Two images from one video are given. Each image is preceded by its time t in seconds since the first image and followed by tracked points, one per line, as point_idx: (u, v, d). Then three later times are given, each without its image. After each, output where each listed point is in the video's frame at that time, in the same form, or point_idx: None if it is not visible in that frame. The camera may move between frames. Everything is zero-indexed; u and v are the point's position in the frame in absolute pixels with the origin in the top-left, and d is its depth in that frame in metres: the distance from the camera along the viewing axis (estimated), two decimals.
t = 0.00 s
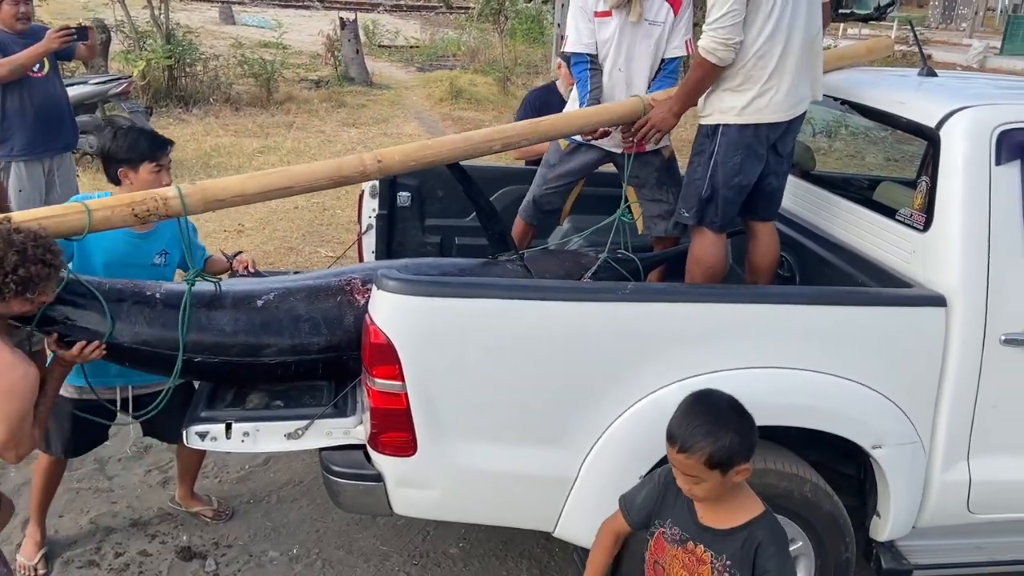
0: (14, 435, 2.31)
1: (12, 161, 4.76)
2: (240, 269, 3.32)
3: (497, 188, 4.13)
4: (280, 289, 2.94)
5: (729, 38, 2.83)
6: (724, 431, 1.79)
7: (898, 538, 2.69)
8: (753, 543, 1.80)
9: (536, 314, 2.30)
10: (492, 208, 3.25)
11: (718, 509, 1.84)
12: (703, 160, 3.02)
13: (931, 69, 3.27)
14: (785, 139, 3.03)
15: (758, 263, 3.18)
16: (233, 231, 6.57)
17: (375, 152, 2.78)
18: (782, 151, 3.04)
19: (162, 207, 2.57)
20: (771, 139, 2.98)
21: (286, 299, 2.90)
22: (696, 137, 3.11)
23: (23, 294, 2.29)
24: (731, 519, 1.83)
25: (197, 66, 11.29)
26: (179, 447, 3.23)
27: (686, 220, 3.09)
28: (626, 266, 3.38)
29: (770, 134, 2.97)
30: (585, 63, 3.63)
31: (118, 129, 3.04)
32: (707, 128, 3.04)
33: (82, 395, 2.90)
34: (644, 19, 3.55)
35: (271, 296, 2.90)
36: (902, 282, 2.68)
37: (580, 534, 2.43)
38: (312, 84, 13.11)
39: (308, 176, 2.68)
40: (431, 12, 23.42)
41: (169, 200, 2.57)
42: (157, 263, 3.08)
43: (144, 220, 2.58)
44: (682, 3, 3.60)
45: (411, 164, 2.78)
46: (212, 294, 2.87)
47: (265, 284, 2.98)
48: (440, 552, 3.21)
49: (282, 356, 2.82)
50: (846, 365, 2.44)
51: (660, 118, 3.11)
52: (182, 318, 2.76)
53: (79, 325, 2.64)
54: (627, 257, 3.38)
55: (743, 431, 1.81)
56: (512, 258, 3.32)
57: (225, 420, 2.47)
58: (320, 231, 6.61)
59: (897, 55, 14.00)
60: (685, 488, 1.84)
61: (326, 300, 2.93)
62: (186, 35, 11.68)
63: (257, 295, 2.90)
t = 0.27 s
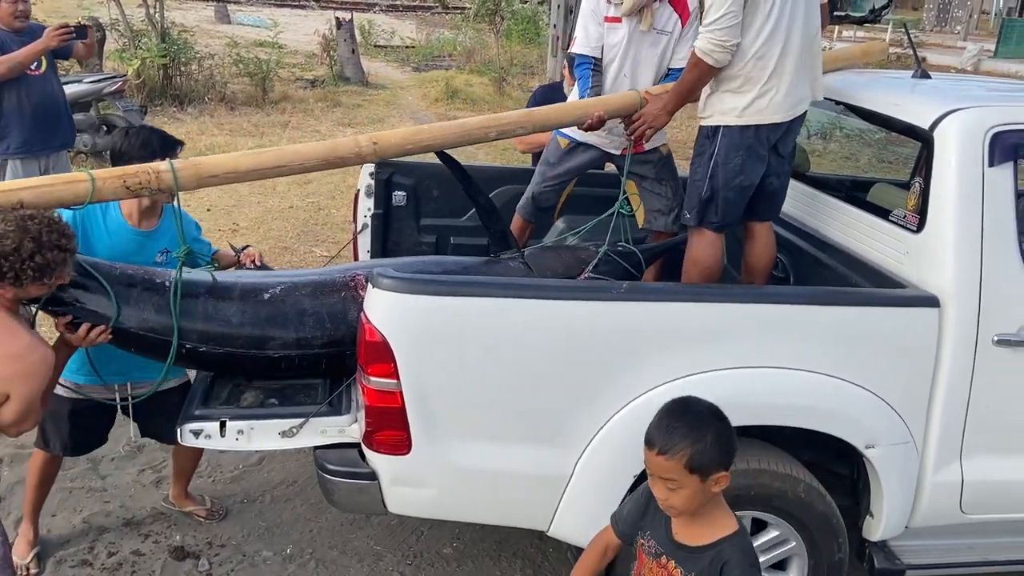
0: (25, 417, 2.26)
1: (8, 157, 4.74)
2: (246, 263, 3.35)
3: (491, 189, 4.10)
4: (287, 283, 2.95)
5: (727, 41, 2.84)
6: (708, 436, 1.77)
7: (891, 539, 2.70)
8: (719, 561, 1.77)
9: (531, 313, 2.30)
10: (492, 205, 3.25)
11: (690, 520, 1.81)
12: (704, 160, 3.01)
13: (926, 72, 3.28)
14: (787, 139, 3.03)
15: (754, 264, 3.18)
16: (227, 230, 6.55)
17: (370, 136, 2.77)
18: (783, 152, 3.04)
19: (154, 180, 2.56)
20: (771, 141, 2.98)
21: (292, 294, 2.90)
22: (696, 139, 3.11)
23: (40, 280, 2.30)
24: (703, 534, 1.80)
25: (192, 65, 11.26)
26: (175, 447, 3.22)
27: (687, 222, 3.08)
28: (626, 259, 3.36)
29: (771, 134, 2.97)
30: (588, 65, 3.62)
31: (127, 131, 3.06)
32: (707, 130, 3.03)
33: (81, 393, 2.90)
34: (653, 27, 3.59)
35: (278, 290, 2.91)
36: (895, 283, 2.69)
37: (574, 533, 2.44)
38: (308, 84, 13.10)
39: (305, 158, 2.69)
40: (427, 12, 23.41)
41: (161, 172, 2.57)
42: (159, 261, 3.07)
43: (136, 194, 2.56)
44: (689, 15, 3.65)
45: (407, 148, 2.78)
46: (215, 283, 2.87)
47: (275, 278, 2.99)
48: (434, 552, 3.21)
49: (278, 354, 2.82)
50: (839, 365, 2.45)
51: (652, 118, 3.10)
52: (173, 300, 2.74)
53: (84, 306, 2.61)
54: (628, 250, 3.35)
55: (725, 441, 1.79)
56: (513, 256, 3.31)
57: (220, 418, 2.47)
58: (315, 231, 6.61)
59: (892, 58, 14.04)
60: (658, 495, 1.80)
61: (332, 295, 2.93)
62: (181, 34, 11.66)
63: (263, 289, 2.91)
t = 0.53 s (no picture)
0: (23, 407, 2.36)
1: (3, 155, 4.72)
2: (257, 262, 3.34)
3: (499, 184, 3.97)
4: (307, 279, 3.00)
5: (731, 41, 2.84)
6: (716, 461, 1.76)
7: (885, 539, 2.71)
8: None
9: (527, 312, 2.30)
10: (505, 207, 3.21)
11: (677, 549, 1.78)
12: (710, 160, 3.01)
13: (920, 74, 3.29)
14: (794, 140, 3.05)
15: (753, 266, 3.18)
16: (222, 229, 6.54)
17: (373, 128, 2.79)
18: (789, 154, 3.05)
19: (160, 169, 2.58)
20: (780, 142, 2.98)
21: (313, 290, 2.96)
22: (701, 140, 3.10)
23: (59, 264, 2.30)
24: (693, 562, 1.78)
25: (187, 63, 11.24)
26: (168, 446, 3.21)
27: (688, 221, 3.05)
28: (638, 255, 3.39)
29: (777, 135, 2.97)
30: (584, 67, 3.66)
31: (126, 126, 3.06)
32: (713, 129, 3.03)
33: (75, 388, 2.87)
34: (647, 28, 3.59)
35: (299, 286, 2.96)
36: (890, 284, 2.69)
37: (569, 533, 2.44)
38: (303, 83, 13.08)
39: (311, 148, 2.71)
40: (423, 12, 23.40)
41: (167, 161, 2.59)
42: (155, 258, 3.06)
43: (143, 182, 2.58)
44: (683, 11, 3.64)
45: (410, 141, 2.81)
46: (234, 279, 2.90)
47: (293, 274, 3.03)
48: (429, 552, 3.21)
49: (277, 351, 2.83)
50: (834, 365, 2.46)
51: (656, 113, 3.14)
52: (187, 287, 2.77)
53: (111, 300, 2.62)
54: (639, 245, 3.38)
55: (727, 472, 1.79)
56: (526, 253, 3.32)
57: (215, 417, 2.46)
58: (309, 230, 6.60)
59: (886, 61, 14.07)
60: (653, 517, 1.76)
61: (350, 292, 2.99)
62: (176, 33, 11.64)
63: (285, 285, 2.96)
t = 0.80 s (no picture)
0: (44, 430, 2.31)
1: None
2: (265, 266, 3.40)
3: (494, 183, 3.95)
4: (325, 283, 2.96)
5: (721, 40, 2.85)
6: (700, 469, 1.77)
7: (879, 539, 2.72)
8: None
9: (523, 312, 2.30)
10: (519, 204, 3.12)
11: (663, 559, 1.78)
12: (712, 165, 3.01)
13: (914, 75, 3.30)
14: (792, 141, 3.04)
15: (750, 270, 3.19)
16: (216, 228, 6.52)
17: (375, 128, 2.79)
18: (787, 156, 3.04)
19: (163, 167, 2.57)
20: (776, 144, 2.97)
21: (333, 294, 2.92)
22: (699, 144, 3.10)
23: (87, 278, 2.30)
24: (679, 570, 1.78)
25: (181, 63, 11.21)
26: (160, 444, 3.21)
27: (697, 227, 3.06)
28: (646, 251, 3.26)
29: (776, 137, 2.96)
30: (573, 63, 3.66)
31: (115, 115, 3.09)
32: (712, 135, 3.03)
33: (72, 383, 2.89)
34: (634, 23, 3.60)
35: (321, 291, 2.92)
36: (885, 285, 2.70)
37: (565, 533, 2.44)
38: (297, 83, 13.06)
39: (311, 148, 2.70)
40: (417, 12, 23.39)
41: (169, 159, 2.58)
42: (150, 247, 3.08)
43: (146, 180, 2.58)
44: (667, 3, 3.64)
45: (410, 139, 2.81)
46: (245, 286, 2.87)
47: (311, 278, 3.00)
48: (424, 552, 3.21)
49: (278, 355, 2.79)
50: (829, 366, 2.46)
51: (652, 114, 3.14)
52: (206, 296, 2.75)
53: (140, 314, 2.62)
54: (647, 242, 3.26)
55: (711, 480, 1.79)
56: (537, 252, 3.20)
57: (209, 417, 2.45)
58: (304, 230, 6.59)
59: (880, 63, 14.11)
60: (637, 526, 1.77)
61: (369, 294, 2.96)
62: (170, 32, 11.62)
63: (307, 290, 2.92)
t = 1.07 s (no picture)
0: (47, 446, 2.32)
1: None
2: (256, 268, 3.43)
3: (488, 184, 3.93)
4: (326, 287, 2.92)
5: (711, 39, 2.86)
6: (694, 471, 1.76)
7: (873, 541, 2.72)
8: None
9: (518, 313, 2.29)
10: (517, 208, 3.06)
11: (654, 558, 1.78)
12: (707, 168, 3.02)
13: (908, 78, 3.31)
14: (788, 143, 3.04)
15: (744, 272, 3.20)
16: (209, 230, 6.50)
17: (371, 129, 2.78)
18: (782, 158, 3.05)
19: (159, 168, 2.56)
20: (772, 146, 2.99)
21: (334, 298, 2.88)
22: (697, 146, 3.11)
23: (92, 287, 2.28)
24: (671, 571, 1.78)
25: (174, 64, 11.19)
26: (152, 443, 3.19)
27: (692, 230, 3.07)
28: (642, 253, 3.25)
29: (771, 139, 2.97)
30: (563, 55, 3.52)
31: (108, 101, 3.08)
32: (707, 138, 3.04)
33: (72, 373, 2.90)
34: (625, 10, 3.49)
35: (321, 295, 2.88)
36: (880, 287, 2.70)
37: (560, 534, 2.43)
38: (291, 84, 13.05)
39: (308, 150, 2.69)
40: (412, 15, 23.38)
41: (165, 161, 2.58)
42: (156, 234, 3.14)
43: (141, 182, 2.58)
44: None
45: (407, 141, 2.81)
46: (243, 289, 2.84)
47: (311, 280, 2.96)
48: (417, 554, 3.19)
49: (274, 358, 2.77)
50: (823, 367, 2.47)
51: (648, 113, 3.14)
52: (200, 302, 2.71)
53: (145, 325, 2.60)
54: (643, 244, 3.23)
55: (705, 483, 1.79)
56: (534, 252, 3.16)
57: (202, 418, 2.44)
58: (297, 231, 6.58)
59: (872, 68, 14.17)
60: (629, 524, 1.76)
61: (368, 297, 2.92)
62: (164, 32, 11.59)
63: (308, 294, 2.88)
